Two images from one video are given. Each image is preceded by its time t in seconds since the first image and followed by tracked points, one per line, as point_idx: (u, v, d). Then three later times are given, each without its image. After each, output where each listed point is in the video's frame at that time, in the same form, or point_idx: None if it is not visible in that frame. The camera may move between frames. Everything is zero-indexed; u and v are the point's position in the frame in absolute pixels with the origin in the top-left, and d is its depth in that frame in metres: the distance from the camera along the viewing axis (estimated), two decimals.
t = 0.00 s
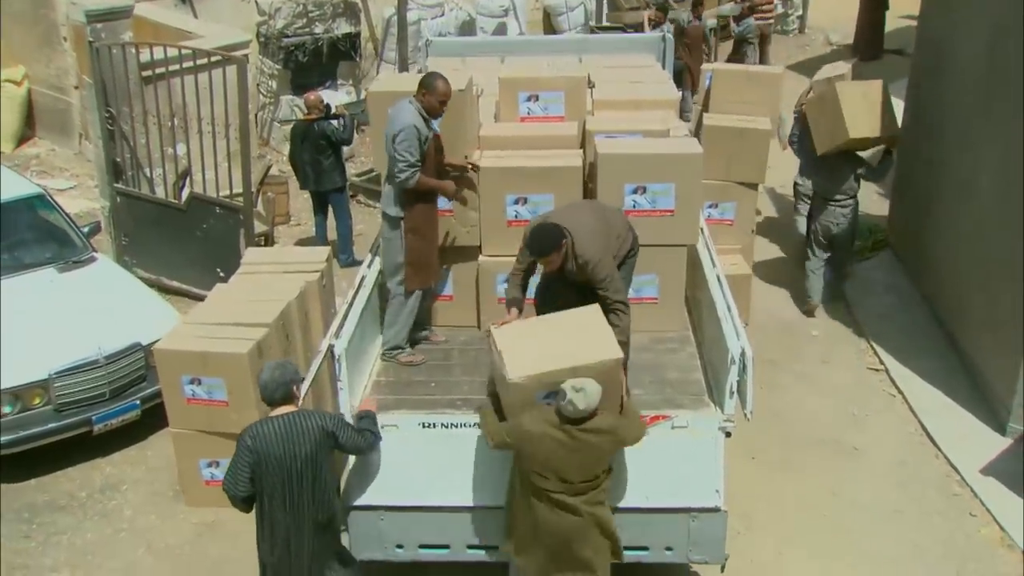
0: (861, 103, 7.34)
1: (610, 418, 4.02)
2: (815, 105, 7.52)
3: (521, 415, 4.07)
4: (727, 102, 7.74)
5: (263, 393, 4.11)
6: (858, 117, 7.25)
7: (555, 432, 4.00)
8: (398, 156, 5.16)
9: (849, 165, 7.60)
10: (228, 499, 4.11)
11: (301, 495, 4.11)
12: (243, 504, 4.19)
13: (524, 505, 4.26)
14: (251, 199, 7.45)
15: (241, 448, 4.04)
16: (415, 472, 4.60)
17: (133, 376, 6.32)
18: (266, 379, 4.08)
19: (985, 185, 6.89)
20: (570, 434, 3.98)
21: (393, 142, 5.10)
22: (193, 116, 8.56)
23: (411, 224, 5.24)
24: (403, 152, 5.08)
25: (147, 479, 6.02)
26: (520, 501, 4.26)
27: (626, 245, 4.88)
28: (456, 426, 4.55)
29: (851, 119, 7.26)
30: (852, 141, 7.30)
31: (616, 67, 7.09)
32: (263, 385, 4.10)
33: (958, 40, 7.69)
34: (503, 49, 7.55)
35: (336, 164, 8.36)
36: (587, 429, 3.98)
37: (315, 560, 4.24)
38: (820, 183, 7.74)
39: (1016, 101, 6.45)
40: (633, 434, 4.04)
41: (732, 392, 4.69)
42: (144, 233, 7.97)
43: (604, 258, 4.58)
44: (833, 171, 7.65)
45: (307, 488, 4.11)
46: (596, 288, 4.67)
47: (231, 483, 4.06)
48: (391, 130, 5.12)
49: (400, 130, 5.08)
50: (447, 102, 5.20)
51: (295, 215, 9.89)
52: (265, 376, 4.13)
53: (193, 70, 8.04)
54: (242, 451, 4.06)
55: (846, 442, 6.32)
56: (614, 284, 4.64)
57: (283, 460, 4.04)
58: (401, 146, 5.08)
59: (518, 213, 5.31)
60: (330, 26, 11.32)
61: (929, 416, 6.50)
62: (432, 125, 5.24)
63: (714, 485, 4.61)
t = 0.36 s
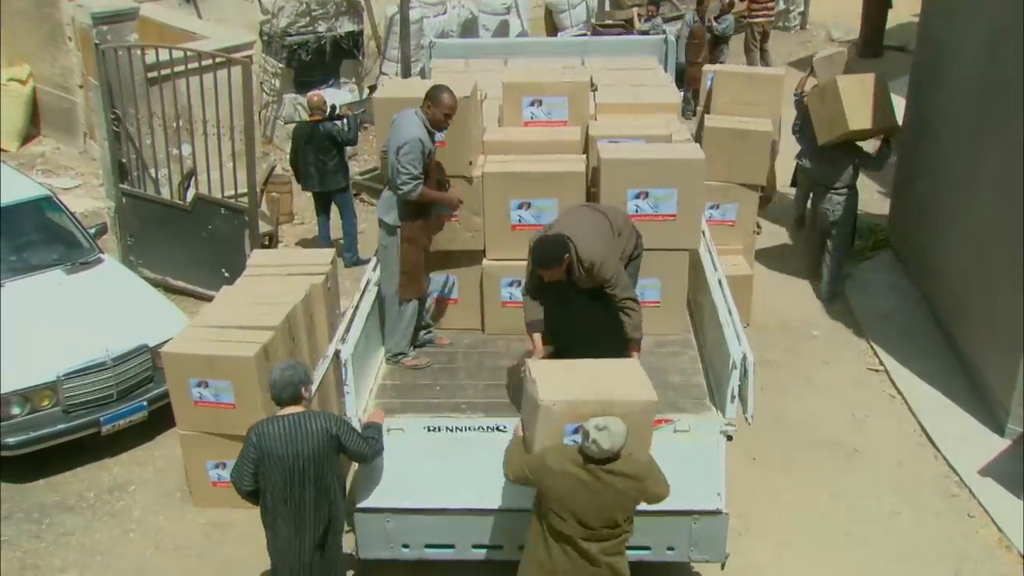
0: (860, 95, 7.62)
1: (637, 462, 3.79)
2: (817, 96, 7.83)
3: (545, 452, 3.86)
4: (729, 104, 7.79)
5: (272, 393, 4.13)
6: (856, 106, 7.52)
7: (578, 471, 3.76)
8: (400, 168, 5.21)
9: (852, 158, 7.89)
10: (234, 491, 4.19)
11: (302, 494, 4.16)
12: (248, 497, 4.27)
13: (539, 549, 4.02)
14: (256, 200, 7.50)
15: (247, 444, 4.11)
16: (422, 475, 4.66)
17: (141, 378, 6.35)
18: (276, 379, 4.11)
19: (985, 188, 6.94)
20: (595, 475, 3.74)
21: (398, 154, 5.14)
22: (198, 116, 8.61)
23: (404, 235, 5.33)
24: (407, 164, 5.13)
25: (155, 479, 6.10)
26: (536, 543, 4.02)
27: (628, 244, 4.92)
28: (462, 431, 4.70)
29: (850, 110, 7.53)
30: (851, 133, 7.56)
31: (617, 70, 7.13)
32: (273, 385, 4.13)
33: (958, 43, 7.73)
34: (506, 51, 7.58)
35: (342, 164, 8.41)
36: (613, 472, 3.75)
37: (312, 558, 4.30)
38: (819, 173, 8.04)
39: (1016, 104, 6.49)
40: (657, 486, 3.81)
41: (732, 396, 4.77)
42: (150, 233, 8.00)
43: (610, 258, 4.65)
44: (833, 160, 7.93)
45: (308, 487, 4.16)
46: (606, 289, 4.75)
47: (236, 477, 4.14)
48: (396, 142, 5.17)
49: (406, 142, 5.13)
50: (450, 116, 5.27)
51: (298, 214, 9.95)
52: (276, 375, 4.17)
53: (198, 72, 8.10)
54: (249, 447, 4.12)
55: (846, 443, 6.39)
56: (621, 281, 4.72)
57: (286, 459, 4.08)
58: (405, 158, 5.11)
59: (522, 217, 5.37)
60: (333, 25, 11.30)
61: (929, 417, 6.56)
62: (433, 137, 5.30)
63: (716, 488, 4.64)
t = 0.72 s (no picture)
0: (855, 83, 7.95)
1: (674, 501, 3.74)
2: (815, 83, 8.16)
3: (584, 478, 3.86)
4: (731, 102, 7.82)
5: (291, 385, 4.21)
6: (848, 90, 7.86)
7: (613, 502, 3.73)
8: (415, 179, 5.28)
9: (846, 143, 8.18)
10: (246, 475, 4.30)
11: (306, 490, 4.21)
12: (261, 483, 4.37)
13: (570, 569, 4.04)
14: (259, 198, 7.54)
15: (262, 431, 4.21)
16: (426, 471, 4.69)
17: (146, 376, 6.39)
18: (296, 371, 4.20)
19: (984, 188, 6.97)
20: (630, 509, 3.70)
21: (418, 167, 5.22)
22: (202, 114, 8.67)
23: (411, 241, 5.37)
24: (427, 176, 5.22)
25: (161, 476, 6.17)
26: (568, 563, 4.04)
27: (625, 241, 4.92)
28: (465, 430, 4.93)
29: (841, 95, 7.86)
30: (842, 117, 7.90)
31: (619, 68, 7.17)
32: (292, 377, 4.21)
33: (960, 42, 7.75)
34: (508, 48, 7.61)
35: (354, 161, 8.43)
36: (650, 508, 3.70)
37: (309, 550, 4.37)
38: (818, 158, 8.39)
39: (1016, 103, 6.53)
40: (695, 528, 3.76)
41: (732, 396, 4.82)
42: (155, 230, 8.03)
43: (584, 245, 4.66)
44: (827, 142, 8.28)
45: (312, 484, 4.22)
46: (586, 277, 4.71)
47: (249, 462, 4.24)
48: (412, 153, 5.23)
49: (427, 157, 5.21)
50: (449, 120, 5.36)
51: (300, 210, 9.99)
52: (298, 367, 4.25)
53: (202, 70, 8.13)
54: (262, 435, 4.23)
55: (846, 440, 6.44)
56: (598, 269, 4.66)
57: (293, 451, 4.16)
58: (427, 170, 5.21)
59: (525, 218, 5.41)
60: (335, 20, 11.32)
61: (927, 414, 6.61)
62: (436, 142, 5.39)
63: (716, 487, 4.64)
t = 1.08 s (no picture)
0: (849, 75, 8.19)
1: (735, 522, 3.76)
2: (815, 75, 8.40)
3: (652, 484, 3.97)
4: (731, 100, 7.85)
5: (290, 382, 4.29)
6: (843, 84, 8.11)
7: (675, 510, 3.83)
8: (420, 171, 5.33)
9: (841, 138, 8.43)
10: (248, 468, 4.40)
11: (300, 486, 4.28)
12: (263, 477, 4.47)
13: None
14: (261, 198, 7.56)
15: (260, 427, 4.29)
16: (427, 471, 4.71)
17: (150, 375, 6.42)
18: (294, 368, 4.26)
19: (982, 187, 7.01)
20: (689, 517, 3.79)
21: (421, 156, 5.27)
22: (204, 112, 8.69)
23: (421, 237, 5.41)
24: (432, 164, 5.27)
25: (164, 475, 6.21)
26: None
27: (619, 241, 4.97)
28: (467, 429, 4.97)
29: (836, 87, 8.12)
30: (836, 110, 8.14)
31: (619, 68, 7.19)
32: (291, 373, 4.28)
33: (958, 40, 7.78)
34: (508, 47, 7.65)
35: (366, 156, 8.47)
36: (707, 520, 3.77)
37: (308, 548, 4.42)
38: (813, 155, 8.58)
39: (1014, 103, 6.56)
40: (756, 557, 3.74)
41: (732, 396, 4.85)
42: (156, 228, 8.07)
43: (573, 216, 4.78)
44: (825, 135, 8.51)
45: (306, 482, 4.28)
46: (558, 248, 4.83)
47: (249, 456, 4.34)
48: (414, 145, 5.28)
49: (426, 146, 5.26)
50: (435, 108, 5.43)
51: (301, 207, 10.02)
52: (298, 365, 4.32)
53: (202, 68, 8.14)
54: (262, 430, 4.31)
55: (845, 438, 6.49)
56: (568, 243, 4.76)
57: (288, 449, 4.23)
58: (432, 158, 5.26)
59: (525, 218, 5.45)
60: (334, 17, 11.38)
61: (926, 412, 6.65)
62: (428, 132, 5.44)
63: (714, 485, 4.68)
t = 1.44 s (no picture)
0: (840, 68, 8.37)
1: (789, 513, 3.83)
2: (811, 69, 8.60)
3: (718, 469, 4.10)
4: (727, 100, 7.88)
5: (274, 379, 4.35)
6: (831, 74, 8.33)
7: (733, 488, 3.96)
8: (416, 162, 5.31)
9: (835, 132, 8.60)
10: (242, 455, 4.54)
11: (276, 482, 4.37)
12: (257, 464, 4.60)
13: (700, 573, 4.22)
14: (257, 199, 7.58)
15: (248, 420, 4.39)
16: (422, 473, 4.71)
17: (148, 375, 6.45)
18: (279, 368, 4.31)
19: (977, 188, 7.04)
20: (743, 497, 3.91)
21: (418, 147, 5.26)
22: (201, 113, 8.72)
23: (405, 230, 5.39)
24: (430, 155, 5.26)
25: (163, 476, 6.24)
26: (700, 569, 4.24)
27: (600, 225, 5.00)
28: (465, 430, 4.80)
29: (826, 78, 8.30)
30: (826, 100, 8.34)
31: (616, 69, 7.22)
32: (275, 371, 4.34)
33: (953, 41, 7.81)
34: (505, 49, 7.66)
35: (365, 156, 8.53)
36: (761, 501, 3.88)
37: (288, 548, 4.55)
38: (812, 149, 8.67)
39: (1009, 104, 6.58)
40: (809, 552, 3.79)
41: (728, 397, 4.85)
42: (153, 229, 8.09)
43: (558, 179, 4.91)
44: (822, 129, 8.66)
45: (281, 479, 4.36)
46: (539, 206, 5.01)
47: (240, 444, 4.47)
48: (410, 136, 5.27)
49: (420, 138, 5.25)
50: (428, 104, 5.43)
51: (298, 207, 10.04)
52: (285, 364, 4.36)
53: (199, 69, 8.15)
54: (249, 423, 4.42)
55: (840, 437, 6.53)
56: (546, 201, 4.93)
57: (265, 446, 4.31)
58: (429, 149, 5.25)
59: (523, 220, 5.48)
60: (330, 16, 11.40)
61: (921, 412, 6.69)
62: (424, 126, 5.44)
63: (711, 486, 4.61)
